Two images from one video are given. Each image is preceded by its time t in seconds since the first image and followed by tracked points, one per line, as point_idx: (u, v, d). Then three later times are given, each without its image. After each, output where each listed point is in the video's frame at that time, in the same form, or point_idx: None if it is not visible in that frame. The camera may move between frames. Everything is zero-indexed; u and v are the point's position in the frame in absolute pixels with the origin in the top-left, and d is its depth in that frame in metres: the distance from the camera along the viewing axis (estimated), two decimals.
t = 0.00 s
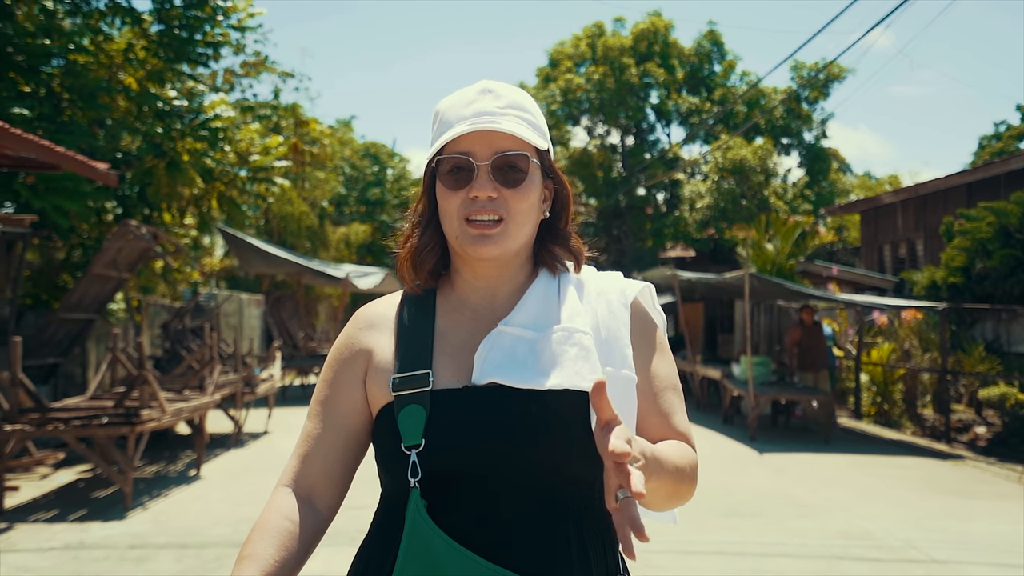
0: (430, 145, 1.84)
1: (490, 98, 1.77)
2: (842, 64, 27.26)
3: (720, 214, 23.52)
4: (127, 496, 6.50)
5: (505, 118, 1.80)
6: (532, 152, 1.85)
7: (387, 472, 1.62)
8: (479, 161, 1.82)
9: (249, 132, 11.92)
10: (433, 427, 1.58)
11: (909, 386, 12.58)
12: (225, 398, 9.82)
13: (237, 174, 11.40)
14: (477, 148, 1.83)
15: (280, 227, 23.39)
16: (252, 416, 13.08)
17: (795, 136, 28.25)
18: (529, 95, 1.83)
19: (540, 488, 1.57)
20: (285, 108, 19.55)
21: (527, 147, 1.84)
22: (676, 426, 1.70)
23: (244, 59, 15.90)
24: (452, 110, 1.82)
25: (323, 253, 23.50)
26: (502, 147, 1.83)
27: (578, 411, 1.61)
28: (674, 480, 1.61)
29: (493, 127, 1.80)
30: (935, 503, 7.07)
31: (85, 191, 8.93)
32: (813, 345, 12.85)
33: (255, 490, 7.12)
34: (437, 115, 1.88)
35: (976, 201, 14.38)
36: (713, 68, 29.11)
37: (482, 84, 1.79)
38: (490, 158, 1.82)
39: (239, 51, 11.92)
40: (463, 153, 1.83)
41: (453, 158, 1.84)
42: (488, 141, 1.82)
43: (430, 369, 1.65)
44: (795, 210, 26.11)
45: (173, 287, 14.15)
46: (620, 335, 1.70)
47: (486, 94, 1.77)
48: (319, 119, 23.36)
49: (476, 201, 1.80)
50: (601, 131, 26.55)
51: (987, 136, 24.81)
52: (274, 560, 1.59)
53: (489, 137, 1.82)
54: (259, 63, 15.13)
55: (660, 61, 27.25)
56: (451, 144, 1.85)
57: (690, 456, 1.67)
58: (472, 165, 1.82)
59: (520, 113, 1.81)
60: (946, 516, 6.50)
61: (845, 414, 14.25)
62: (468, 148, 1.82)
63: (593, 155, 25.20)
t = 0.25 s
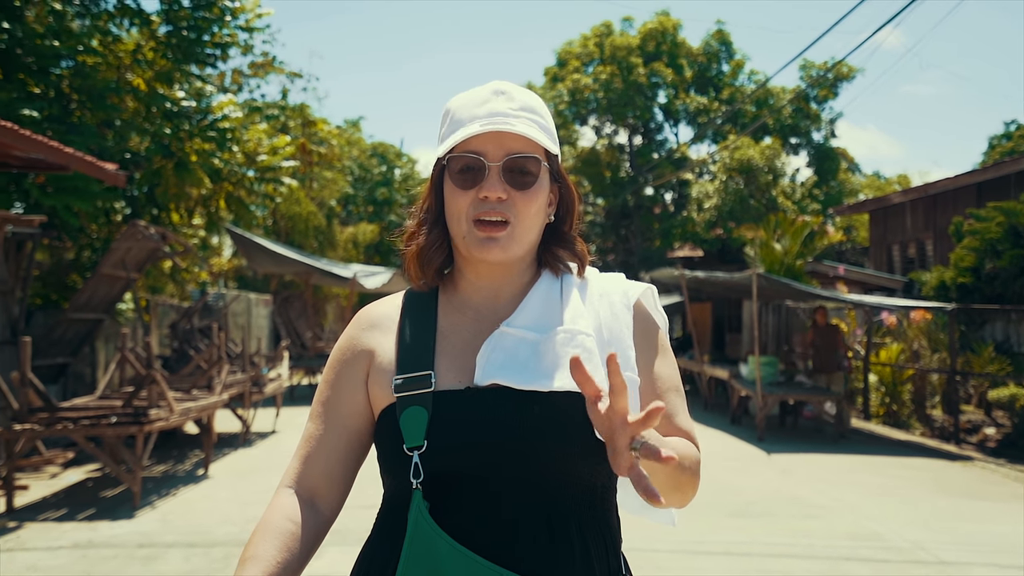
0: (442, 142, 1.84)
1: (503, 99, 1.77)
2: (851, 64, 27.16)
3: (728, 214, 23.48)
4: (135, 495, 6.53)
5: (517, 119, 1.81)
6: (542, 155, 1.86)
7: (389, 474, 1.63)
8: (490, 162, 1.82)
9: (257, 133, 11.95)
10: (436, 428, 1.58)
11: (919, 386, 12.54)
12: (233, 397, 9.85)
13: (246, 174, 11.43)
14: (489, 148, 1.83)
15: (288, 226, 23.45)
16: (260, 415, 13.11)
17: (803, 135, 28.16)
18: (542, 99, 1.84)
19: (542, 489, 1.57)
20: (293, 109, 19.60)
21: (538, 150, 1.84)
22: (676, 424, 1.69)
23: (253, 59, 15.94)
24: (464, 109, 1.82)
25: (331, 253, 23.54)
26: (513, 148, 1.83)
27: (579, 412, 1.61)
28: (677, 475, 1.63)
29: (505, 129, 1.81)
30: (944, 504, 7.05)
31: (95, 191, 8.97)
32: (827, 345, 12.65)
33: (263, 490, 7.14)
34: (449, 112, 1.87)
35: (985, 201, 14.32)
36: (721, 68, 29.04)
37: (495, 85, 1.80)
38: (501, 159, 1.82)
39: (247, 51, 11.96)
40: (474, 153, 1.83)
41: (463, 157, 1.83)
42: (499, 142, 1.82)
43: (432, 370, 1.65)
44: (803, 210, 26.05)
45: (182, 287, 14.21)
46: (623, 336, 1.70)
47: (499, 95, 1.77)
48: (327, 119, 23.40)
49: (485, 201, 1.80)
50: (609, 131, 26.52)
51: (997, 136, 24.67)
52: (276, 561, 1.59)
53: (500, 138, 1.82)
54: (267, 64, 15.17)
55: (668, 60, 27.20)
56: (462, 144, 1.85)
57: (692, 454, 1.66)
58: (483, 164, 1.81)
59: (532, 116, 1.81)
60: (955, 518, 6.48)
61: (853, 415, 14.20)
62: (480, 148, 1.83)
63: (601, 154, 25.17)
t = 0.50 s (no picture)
0: (448, 134, 1.84)
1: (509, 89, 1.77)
2: (859, 56, 27.03)
3: (735, 208, 23.39)
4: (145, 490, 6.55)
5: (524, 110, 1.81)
6: (548, 146, 1.85)
7: (397, 467, 1.63)
8: (496, 152, 1.82)
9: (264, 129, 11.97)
10: (443, 422, 1.58)
11: (928, 380, 12.51)
12: (241, 393, 9.88)
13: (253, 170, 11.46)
14: (495, 139, 1.82)
15: (296, 222, 23.49)
16: (269, 410, 13.16)
17: (811, 129, 28.06)
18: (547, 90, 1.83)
19: (550, 482, 1.57)
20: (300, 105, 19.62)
21: (544, 141, 1.84)
22: (687, 414, 1.71)
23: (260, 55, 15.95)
24: (470, 100, 1.81)
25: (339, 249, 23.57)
26: (519, 138, 1.83)
27: (586, 407, 1.61)
28: (691, 466, 1.67)
29: (511, 119, 1.81)
30: (953, 497, 7.03)
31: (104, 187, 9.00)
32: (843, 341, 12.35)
33: (272, 485, 7.17)
34: (454, 104, 1.87)
35: (994, 194, 14.25)
36: (729, 61, 28.94)
37: (501, 75, 1.79)
38: (506, 150, 1.82)
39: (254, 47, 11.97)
40: (480, 144, 1.83)
41: (469, 149, 1.83)
42: (504, 133, 1.81)
43: (439, 364, 1.65)
44: (811, 203, 25.97)
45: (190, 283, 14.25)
46: (630, 330, 1.70)
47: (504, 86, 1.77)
48: (334, 115, 23.42)
49: (491, 191, 1.80)
50: (616, 125, 26.46)
51: (1007, 128, 24.53)
52: (285, 555, 1.60)
53: (506, 128, 1.82)
54: (274, 60, 15.19)
55: (676, 54, 27.13)
56: (468, 135, 1.84)
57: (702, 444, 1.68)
58: (489, 155, 1.81)
59: (538, 106, 1.81)
60: (963, 511, 6.46)
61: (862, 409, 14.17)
62: (486, 140, 1.82)
63: (608, 149, 25.13)
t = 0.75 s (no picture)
0: (452, 139, 1.85)
1: (513, 94, 1.78)
2: (865, 55, 26.95)
3: (741, 207, 23.36)
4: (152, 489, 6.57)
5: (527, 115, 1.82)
6: (553, 149, 1.86)
7: (407, 467, 1.64)
8: (501, 157, 1.82)
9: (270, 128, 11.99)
10: (453, 422, 1.59)
11: (934, 379, 12.48)
12: (248, 393, 9.90)
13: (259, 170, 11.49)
14: (499, 143, 1.83)
15: (302, 222, 23.52)
16: (275, 409, 13.19)
17: (817, 127, 27.99)
18: (550, 94, 1.84)
19: (559, 482, 1.57)
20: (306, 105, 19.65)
21: (548, 144, 1.85)
22: (695, 415, 1.71)
23: (266, 55, 15.98)
24: (474, 106, 1.82)
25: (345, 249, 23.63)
26: (524, 142, 1.84)
27: (595, 407, 1.62)
28: (698, 467, 1.68)
29: (516, 123, 1.81)
30: (960, 497, 7.01)
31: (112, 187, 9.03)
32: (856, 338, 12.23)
33: (279, 484, 7.18)
34: (458, 110, 1.88)
35: (1002, 192, 14.20)
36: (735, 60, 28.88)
37: (505, 82, 1.80)
38: (511, 154, 1.82)
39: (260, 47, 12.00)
40: (485, 149, 1.84)
41: (475, 153, 1.84)
42: (510, 137, 1.82)
43: (449, 365, 1.66)
44: (817, 202, 25.91)
45: (196, 282, 14.28)
46: (639, 331, 1.70)
47: (508, 91, 1.78)
48: (340, 115, 23.44)
49: (498, 195, 1.81)
50: (622, 124, 26.44)
51: (1014, 127, 24.43)
52: (296, 554, 1.60)
53: (511, 133, 1.83)
54: (280, 60, 15.22)
55: (682, 53, 27.07)
56: (473, 140, 1.85)
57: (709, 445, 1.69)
58: (494, 159, 1.82)
59: (542, 110, 1.82)
60: (971, 511, 6.45)
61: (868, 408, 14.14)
62: (491, 144, 1.83)
63: (613, 148, 25.10)
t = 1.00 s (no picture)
0: (433, 143, 1.85)
1: (491, 96, 1.79)
2: (845, 59, 27.16)
3: (722, 209, 23.47)
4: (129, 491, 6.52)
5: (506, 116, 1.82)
6: (534, 149, 1.87)
7: (390, 469, 1.64)
8: (482, 158, 1.83)
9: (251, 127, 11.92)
10: (437, 424, 1.59)
11: (912, 381, 12.61)
12: (227, 393, 9.85)
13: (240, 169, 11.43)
14: (479, 145, 1.83)
15: (282, 222, 23.41)
16: (255, 410, 13.12)
17: (797, 130, 28.18)
18: (529, 94, 1.85)
19: (542, 484, 1.58)
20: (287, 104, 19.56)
21: (529, 144, 1.85)
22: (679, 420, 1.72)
23: (247, 54, 15.90)
24: (454, 108, 1.83)
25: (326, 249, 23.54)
26: (504, 143, 1.84)
27: (578, 410, 1.62)
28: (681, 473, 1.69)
29: (496, 123, 1.81)
30: (936, 497, 7.08)
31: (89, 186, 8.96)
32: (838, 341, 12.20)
33: (258, 486, 7.14)
34: (438, 113, 1.88)
35: (978, 196, 14.36)
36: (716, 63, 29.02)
37: (484, 83, 1.81)
38: (492, 156, 1.83)
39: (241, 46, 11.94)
40: (466, 151, 1.84)
41: (455, 156, 1.84)
42: (490, 138, 1.83)
43: (432, 366, 1.66)
44: (797, 204, 26.08)
45: (176, 282, 14.19)
46: (622, 333, 1.71)
47: (487, 93, 1.79)
48: (321, 115, 23.35)
49: (479, 198, 1.81)
50: (604, 126, 26.53)
51: (991, 131, 24.69)
52: (280, 556, 1.60)
53: (492, 133, 1.83)
54: (261, 59, 15.14)
55: (663, 56, 27.17)
56: (453, 142, 1.85)
57: (691, 450, 1.70)
58: (475, 161, 1.82)
59: (521, 111, 1.82)
60: (947, 511, 6.51)
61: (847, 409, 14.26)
62: (471, 146, 1.83)
63: (595, 149, 25.15)
